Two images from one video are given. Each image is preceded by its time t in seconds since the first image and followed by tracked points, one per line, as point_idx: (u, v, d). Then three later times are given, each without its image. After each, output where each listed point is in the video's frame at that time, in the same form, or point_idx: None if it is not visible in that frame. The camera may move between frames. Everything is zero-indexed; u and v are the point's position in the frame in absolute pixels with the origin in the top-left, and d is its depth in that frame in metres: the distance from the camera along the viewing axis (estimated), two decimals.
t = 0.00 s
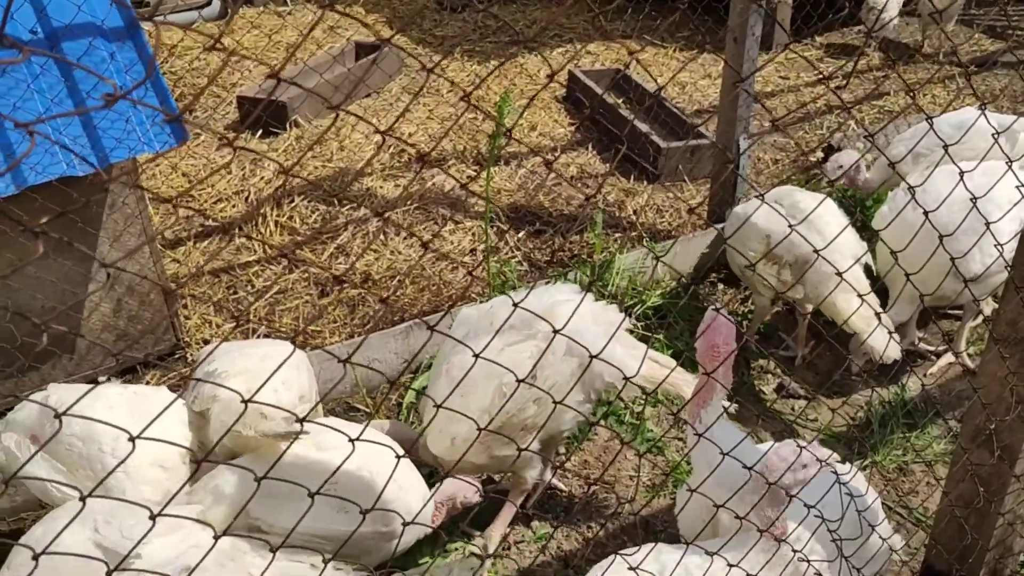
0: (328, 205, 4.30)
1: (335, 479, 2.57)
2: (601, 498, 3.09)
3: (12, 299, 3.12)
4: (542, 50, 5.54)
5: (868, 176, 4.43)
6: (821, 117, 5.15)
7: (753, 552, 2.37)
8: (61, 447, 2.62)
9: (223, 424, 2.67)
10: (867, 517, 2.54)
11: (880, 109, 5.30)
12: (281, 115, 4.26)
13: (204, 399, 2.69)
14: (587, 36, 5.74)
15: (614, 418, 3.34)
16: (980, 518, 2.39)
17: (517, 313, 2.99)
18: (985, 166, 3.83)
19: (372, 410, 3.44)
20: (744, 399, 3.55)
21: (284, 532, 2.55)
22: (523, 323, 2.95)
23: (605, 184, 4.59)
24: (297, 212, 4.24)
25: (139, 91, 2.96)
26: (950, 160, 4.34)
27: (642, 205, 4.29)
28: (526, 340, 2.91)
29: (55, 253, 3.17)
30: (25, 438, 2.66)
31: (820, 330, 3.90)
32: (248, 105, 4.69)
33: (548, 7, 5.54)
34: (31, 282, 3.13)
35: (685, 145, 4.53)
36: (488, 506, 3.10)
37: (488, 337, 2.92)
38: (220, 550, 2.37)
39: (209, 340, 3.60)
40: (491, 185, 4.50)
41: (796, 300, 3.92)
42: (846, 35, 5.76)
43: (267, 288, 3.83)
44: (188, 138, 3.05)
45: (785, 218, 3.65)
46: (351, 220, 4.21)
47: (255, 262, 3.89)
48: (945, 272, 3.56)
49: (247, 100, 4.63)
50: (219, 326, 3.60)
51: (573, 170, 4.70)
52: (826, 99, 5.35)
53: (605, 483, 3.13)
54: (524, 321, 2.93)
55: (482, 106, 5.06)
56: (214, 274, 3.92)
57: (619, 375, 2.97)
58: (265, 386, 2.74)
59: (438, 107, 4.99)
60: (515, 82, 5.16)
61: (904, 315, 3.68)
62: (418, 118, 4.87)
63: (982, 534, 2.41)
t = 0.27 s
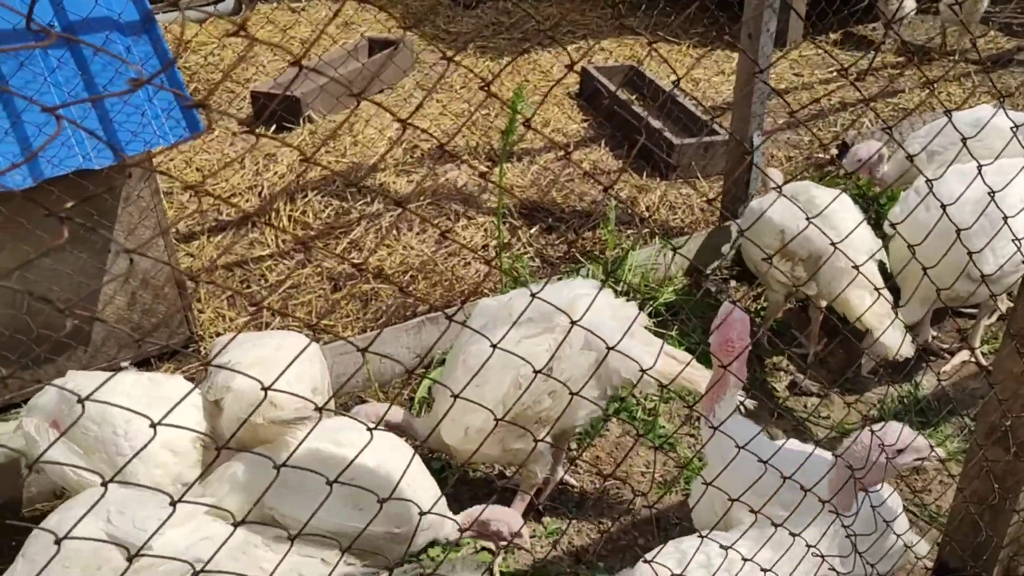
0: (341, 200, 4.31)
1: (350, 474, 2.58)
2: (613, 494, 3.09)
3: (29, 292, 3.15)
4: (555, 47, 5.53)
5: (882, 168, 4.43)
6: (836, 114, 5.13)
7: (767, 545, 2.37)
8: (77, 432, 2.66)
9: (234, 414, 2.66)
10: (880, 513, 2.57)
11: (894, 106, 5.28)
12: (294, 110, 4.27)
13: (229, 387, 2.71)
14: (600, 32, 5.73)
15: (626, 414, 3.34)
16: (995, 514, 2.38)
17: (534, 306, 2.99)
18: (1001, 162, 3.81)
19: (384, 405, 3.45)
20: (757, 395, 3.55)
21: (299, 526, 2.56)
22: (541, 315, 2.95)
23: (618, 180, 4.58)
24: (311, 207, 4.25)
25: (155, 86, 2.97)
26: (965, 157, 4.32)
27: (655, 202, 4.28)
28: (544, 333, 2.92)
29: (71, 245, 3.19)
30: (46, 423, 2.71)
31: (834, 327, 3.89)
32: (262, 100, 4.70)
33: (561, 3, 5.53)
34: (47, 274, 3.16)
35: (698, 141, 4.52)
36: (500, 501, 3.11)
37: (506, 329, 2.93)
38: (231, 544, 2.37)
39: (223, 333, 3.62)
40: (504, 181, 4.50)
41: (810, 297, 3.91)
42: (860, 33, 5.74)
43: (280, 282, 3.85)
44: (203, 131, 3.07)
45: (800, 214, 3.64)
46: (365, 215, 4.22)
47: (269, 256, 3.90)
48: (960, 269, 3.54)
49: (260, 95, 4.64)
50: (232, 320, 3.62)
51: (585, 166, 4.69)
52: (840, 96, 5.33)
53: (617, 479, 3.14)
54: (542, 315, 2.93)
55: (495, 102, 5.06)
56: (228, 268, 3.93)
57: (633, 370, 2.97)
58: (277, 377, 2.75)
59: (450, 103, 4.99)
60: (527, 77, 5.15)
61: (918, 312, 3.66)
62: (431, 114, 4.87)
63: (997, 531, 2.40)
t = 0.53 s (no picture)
0: (356, 196, 4.32)
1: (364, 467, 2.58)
2: (626, 490, 3.09)
3: (46, 285, 3.17)
4: (570, 44, 5.53)
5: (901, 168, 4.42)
6: (852, 112, 5.11)
7: (781, 543, 2.37)
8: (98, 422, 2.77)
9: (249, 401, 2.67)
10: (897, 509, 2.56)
11: (911, 104, 5.25)
12: (310, 106, 4.28)
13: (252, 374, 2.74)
14: (615, 30, 5.72)
15: (640, 411, 3.35)
16: (1011, 513, 2.37)
17: (557, 300, 3.00)
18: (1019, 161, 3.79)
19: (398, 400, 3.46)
20: (770, 393, 3.54)
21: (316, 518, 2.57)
22: (567, 310, 2.96)
23: (632, 177, 4.58)
24: (326, 202, 4.26)
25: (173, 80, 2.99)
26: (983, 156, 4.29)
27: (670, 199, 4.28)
28: (570, 328, 2.92)
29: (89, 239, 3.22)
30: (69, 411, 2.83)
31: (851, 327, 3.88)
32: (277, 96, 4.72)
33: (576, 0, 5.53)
34: (66, 267, 3.18)
35: (713, 139, 4.51)
36: (513, 497, 3.12)
37: (531, 320, 2.93)
38: (247, 535, 2.40)
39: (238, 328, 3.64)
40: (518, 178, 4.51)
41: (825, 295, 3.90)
42: (876, 31, 5.71)
43: (295, 277, 3.86)
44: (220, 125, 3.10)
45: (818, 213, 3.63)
46: (379, 210, 4.24)
47: (284, 251, 3.92)
48: (978, 268, 3.53)
49: (276, 90, 4.66)
50: (247, 315, 3.64)
51: (600, 164, 4.69)
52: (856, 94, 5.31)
53: (630, 475, 3.14)
54: (569, 309, 2.94)
55: (509, 98, 5.06)
56: (243, 263, 3.95)
57: (651, 368, 2.98)
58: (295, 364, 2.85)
59: (465, 99, 4.99)
60: (543, 74, 5.16)
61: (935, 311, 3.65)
62: (446, 110, 4.88)
63: (1013, 531, 2.39)
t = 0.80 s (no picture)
0: (374, 190, 4.33)
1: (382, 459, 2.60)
2: (641, 486, 3.09)
3: (68, 273, 3.19)
4: (590, 40, 5.52)
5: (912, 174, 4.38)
6: (873, 110, 5.07)
7: (797, 539, 2.37)
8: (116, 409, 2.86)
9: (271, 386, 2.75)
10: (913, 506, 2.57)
11: (932, 102, 5.21)
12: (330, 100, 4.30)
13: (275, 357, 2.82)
14: (635, 26, 5.71)
15: (655, 408, 3.34)
16: None
17: (578, 289, 3.01)
18: None
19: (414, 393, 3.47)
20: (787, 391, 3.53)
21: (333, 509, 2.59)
22: (591, 301, 2.97)
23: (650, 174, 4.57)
24: (344, 196, 4.28)
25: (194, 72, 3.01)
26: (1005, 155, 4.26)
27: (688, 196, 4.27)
28: (594, 318, 2.93)
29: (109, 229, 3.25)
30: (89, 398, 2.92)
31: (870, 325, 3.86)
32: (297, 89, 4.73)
33: None
34: (87, 256, 3.21)
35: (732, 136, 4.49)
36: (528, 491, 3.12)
37: (556, 309, 2.94)
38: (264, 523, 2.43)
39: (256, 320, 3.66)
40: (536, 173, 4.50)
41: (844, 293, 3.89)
42: (898, 29, 5.67)
43: (313, 270, 3.88)
44: (240, 117, 3.12)
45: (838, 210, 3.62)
46: (397, 204, 4.25)
47: (302, 244, 3.93)
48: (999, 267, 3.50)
49: (296, 84, 4.68)
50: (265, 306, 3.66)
51: (618, 159, 4.68)
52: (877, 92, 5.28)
53: (645, 471, 3.13)
54: (592, 299, 2.95)
55: (528, 94, 5.05)
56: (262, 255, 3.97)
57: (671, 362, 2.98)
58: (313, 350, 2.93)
59: (484, 94, 4.99)
60: (562, 70, 5.15)
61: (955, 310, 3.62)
62: (464, 105, 4.88)
63: None
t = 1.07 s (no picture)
0: (406, 179, 4.35)
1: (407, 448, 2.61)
2: (667, 480, 3.09)
3: (105, 257, 3.24)
4: (624, 33, 5.50)
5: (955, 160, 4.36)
6: (911, 107, 5.01)
7: (825, 536, 2.36)
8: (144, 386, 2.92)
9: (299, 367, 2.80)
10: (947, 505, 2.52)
11: (972, 100, 5.13)
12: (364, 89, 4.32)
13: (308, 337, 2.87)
14: (670, 19, 5.67)
15: (684, 402, 3.33)
16: None
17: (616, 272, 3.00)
18: None
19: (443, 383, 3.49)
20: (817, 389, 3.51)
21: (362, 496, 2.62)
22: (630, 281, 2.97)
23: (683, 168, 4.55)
24: (376, 184, 4.30)
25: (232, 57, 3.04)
26: None
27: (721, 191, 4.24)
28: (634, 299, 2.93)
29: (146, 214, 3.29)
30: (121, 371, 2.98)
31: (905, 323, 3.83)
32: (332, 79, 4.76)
33: None
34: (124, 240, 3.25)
35: (767, 131, 4.46)
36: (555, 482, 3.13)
37: (598, 288, 2.94)
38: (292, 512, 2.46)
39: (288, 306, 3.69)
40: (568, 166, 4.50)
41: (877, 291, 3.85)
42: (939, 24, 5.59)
43: (344, 258, 3.90)
44: (275, 104, 3.15)
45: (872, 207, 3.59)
46: (429, 194, 4.26)
47: (334, 232, 3.96)
48: None
49: (331, 73, 4.70)
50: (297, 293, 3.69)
51: (651, 153, 4.66)
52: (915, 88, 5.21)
53: (672, 465, 3.13)
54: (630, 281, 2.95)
55: (562, 86, 5.05)
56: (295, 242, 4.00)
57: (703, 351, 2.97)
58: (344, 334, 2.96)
59: (517, 86, 4.99)
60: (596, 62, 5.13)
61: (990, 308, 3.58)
62: (497, 96, 4.89)
63: None
